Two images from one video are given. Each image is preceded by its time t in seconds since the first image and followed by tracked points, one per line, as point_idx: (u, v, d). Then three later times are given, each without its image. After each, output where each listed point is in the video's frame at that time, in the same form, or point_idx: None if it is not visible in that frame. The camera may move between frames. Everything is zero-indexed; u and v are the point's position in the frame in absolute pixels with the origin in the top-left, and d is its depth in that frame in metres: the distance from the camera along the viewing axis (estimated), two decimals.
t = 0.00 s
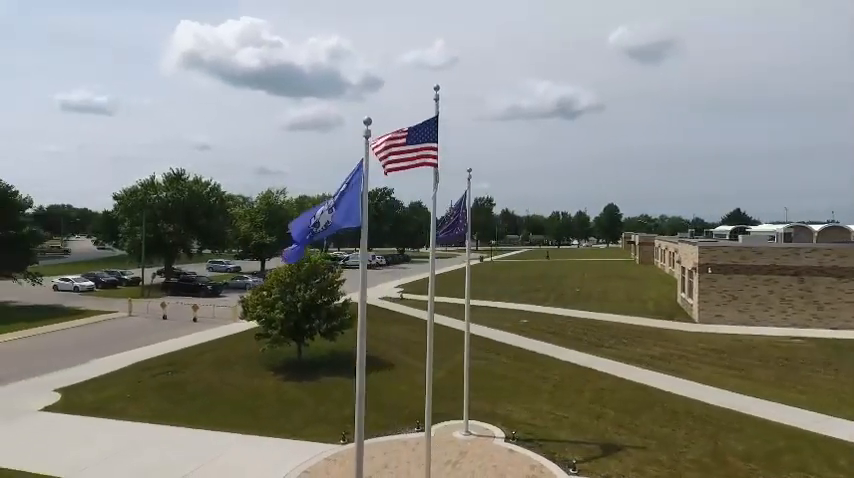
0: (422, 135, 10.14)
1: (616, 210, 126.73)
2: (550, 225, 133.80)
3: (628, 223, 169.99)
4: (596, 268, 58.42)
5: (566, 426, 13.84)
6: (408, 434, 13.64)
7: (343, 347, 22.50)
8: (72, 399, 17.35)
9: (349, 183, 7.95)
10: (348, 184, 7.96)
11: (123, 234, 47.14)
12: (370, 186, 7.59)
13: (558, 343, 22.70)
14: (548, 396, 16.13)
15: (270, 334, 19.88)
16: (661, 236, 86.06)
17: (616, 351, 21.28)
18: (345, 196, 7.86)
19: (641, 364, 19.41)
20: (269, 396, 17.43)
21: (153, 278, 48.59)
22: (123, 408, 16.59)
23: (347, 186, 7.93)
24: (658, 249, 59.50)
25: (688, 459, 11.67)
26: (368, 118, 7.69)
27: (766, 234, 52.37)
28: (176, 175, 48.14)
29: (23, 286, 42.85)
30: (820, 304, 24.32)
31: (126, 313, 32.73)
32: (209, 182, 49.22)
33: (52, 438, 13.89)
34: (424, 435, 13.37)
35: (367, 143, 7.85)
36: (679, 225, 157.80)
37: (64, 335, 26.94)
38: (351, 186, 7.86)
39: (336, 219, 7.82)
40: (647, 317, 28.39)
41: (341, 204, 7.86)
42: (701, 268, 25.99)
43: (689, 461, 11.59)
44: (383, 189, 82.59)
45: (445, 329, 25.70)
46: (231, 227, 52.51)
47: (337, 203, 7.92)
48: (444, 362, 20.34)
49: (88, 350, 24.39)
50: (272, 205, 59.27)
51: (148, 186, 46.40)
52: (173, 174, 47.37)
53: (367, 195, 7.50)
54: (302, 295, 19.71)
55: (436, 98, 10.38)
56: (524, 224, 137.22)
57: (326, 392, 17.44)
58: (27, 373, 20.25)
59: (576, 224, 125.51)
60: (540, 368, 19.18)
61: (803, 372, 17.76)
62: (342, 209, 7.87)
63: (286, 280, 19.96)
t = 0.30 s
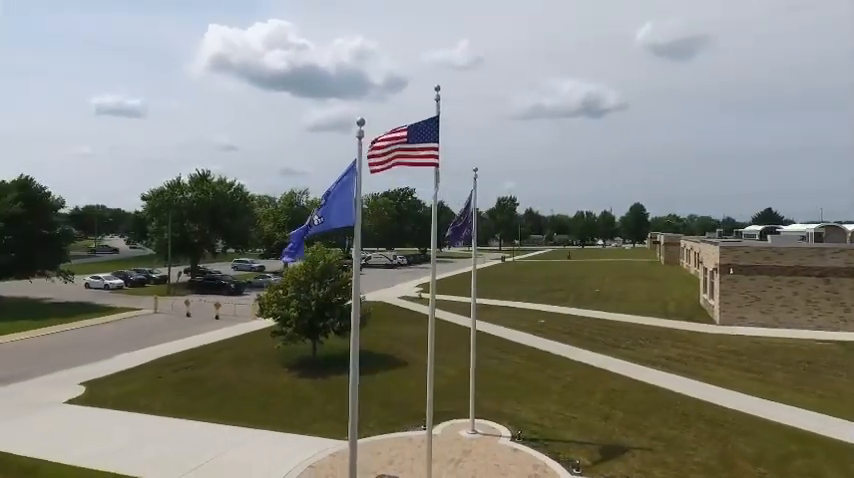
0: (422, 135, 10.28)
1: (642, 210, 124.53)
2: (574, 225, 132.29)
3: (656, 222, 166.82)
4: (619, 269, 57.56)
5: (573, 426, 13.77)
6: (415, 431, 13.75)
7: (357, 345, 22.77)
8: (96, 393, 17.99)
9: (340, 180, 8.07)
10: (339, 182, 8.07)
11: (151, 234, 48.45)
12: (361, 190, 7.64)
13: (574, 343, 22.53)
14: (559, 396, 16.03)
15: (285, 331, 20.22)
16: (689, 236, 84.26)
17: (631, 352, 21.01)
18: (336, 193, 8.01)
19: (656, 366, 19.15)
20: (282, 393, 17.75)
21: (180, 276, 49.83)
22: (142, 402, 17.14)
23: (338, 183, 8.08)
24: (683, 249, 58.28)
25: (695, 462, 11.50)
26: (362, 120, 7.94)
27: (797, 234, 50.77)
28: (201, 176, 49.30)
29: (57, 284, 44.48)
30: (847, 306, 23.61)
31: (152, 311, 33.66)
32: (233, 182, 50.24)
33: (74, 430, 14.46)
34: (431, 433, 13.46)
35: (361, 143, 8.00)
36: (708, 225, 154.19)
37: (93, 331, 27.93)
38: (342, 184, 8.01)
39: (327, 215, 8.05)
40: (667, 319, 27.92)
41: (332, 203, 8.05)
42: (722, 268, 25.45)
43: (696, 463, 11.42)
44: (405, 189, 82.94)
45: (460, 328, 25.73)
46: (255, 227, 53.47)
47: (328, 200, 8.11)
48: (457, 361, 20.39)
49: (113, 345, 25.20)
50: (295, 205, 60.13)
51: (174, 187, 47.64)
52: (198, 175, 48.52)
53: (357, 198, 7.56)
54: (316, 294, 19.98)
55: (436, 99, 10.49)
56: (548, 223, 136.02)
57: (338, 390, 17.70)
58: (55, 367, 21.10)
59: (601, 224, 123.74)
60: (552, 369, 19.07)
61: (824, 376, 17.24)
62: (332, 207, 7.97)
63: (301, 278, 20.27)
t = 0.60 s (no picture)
0: (427, 136, 10.39)
1: (672, 210, 121.87)
2: (602, 224, 130.27)
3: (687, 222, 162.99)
4: (646, 269, 56.52)
5: (583, 428, 13.66)
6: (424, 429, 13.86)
7: (373, 344, 22.98)
8: (121, 387, 18.64)
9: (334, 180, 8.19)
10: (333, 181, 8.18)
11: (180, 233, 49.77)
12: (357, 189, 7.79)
13: (591, 345, 22.27)
14: (571, 398, 15.89)
15: (303, 329, 20.55)
16: (721, 236, 82.11)
17: (650, 354, 20.66)
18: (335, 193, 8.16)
19: (674, 368, 18.79)
20: (297, 390, 18.08)
21: (208, 275, 51.05)
22: (164, 397, 17.71)
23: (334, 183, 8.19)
24: (713, 249, 56.83)
25: (705, 466, 11.29)
26: (359, 123, 8.12)
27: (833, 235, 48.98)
28: (229, 177, 50.43)
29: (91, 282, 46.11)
30: None
31: (179, 308, 34.63)
32: (259, 183, 51.23)
33: (98, 422, 15.07)
34: (439, 431, 13.55)
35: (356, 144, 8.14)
36: (742, 225, 149.86)
37: (119, 327, 28.80)
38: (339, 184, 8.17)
39: (325, 214, 8.13)
40: (691, 320, 27.33)
41: (329, 202, 8.17)
42: (748, 269, 24.74)
43: (706, 468, 11.21)
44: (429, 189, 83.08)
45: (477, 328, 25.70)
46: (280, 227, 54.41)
47: (324, 199, 8.18)
48: (471, 360, 20.40)
49: (140, 341, 26.03)
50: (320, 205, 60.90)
51: (203, 188, 48.85)
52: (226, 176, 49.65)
53: (353, 198, 7.68)
54: (333, 292, 20.28)
55: (440, 100, 10.59)
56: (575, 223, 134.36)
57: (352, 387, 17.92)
58: (72, 363, 21.40)
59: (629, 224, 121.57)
60: (567, 370, 18.90)
61: (851, 381, 16.64)
62: (328, 208, 8.14)
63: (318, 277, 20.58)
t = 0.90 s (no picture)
0: (429, 136, 10.45)
1: (703, 209, 118.99)
2: (630, 224, 128.02)
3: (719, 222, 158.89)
4: (673, 270, 55.39)
5: (591, 429, 13.56)
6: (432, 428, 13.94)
7: (389, 343, 23.17)
8: (143, 381, 19.27)
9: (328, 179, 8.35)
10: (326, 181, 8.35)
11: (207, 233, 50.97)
12: (353, 193, 8.06)
13: (608, 346, 22.00)
14: (582, 399, 15.76)
15: (319, 327, 20.89)
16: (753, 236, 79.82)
17: (667, 356, 20.31)
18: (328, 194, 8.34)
19: (691, 370, 18.42)
20: (311, 387, 18.39)
21: (234, 274, 52.15)
22: (184, 392, 18.26)
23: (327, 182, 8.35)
24: (742, 250, 55.31)
25: (713, 470, 11.09)
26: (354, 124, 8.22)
27: None
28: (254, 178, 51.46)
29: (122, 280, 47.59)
30: None
31: (204, 306, 35.51)
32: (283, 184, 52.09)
33: (120, 415, 15.65)
34: (447, 430, 13.63)
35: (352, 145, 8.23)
36: (777, 225, 145.30)
37: (146, 324, 29.69)
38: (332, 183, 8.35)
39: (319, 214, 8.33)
40: (714, 322, 26.71)
41: (324, 203, 8.34)
42: (773, 270, 24.04)
43: (714, 472, 11.02)
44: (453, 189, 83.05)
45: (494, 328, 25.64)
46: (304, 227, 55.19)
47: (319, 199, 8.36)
48: (485, 360, 20.39)
49: (164, 338, 26.81)
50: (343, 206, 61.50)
51: (229, 188, 49.94)
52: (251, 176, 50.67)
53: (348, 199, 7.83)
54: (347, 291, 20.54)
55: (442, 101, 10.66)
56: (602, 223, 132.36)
57: (365, 385, 18.15)
58: (89, 361, 21.90)
59: (658, 223, 119.17)
60: (581, 371, 18.73)
61: None
62: (323, 208, 8.33)
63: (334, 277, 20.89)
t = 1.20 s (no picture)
0: (430, 138, 10.55)
1: (729, 209, 116.50)
2: (653, 225, 125.95)
3: (746, 222, 155.26)
4: (695, 271, 54.34)
5: (598, 430, 13.47)
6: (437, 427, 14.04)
7: (401, 342, 23.31)
8: (161, 378, 19.76)
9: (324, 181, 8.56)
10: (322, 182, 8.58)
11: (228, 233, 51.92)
12: (348, 193, 8.15)
13: (621, 347, 21.77)
14: (590, 400, 15.67)
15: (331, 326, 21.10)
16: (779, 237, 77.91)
17: (681, 358, 20.03)
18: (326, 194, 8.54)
19: (705, 373, 18.14)
20: (322, 385, 18.64)
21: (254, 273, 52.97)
22: (199, 388, 18.68)
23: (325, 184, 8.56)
24: (767, 250, 53.99)
25: (719, 473, 10.95)
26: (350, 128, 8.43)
27: None
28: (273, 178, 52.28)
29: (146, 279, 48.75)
30: None
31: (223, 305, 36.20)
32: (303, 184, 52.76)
33: (136, 410, 16.10)
34: (452, 429, 13.71)
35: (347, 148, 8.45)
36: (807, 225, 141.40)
37: (166, 323, 30.37)
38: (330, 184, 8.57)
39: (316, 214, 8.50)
40: (733, 324, 26.20)
41: (322, 203, 8.53)
42: (793, 272, 23.55)
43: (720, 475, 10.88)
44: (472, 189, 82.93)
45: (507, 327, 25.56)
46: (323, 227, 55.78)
47: (317, 200, 8.54)
48: (496, 360, 20.39)
49: (183, 335, 27.43)
50: (362, 206, 61.96)
51: (249, 189, 50.80)
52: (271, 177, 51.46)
53: (345, 199, 8.03)
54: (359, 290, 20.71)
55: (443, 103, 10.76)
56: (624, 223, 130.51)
57: (375, 384, 18.31)
58: (109, 358, 22.48)
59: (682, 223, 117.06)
60: (592, 372, 18.60)
61: None
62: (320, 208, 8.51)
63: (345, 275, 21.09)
